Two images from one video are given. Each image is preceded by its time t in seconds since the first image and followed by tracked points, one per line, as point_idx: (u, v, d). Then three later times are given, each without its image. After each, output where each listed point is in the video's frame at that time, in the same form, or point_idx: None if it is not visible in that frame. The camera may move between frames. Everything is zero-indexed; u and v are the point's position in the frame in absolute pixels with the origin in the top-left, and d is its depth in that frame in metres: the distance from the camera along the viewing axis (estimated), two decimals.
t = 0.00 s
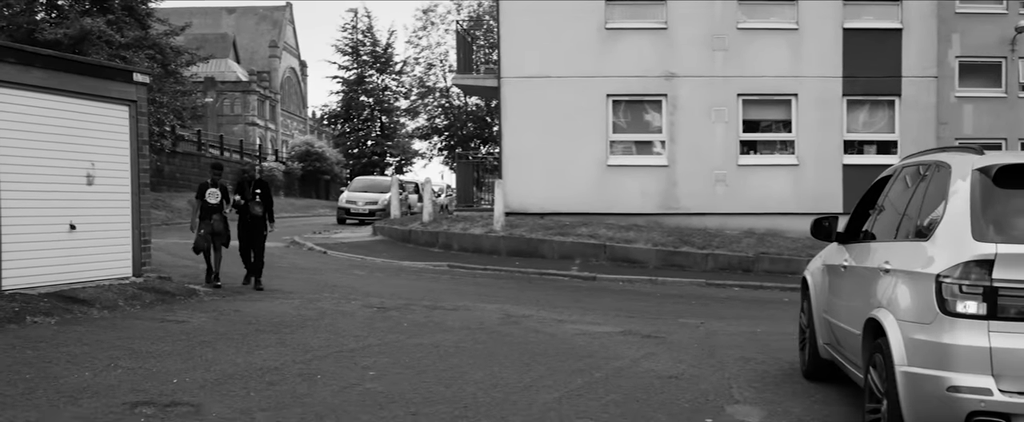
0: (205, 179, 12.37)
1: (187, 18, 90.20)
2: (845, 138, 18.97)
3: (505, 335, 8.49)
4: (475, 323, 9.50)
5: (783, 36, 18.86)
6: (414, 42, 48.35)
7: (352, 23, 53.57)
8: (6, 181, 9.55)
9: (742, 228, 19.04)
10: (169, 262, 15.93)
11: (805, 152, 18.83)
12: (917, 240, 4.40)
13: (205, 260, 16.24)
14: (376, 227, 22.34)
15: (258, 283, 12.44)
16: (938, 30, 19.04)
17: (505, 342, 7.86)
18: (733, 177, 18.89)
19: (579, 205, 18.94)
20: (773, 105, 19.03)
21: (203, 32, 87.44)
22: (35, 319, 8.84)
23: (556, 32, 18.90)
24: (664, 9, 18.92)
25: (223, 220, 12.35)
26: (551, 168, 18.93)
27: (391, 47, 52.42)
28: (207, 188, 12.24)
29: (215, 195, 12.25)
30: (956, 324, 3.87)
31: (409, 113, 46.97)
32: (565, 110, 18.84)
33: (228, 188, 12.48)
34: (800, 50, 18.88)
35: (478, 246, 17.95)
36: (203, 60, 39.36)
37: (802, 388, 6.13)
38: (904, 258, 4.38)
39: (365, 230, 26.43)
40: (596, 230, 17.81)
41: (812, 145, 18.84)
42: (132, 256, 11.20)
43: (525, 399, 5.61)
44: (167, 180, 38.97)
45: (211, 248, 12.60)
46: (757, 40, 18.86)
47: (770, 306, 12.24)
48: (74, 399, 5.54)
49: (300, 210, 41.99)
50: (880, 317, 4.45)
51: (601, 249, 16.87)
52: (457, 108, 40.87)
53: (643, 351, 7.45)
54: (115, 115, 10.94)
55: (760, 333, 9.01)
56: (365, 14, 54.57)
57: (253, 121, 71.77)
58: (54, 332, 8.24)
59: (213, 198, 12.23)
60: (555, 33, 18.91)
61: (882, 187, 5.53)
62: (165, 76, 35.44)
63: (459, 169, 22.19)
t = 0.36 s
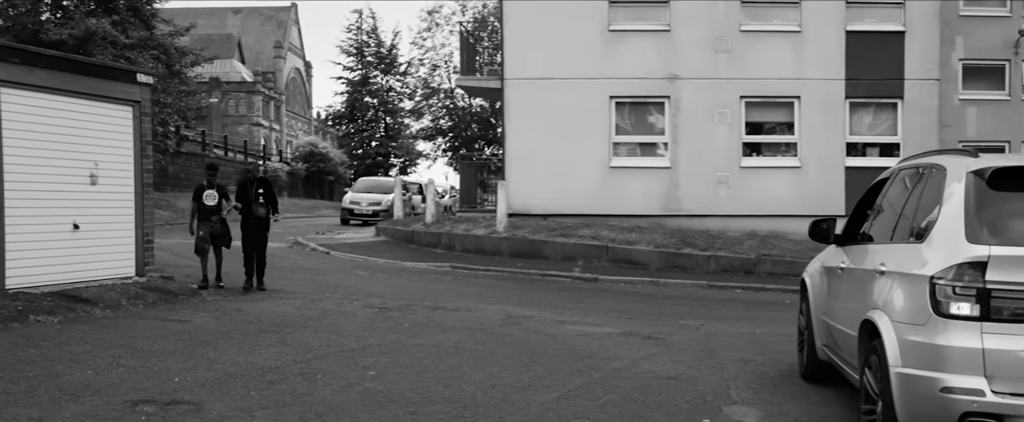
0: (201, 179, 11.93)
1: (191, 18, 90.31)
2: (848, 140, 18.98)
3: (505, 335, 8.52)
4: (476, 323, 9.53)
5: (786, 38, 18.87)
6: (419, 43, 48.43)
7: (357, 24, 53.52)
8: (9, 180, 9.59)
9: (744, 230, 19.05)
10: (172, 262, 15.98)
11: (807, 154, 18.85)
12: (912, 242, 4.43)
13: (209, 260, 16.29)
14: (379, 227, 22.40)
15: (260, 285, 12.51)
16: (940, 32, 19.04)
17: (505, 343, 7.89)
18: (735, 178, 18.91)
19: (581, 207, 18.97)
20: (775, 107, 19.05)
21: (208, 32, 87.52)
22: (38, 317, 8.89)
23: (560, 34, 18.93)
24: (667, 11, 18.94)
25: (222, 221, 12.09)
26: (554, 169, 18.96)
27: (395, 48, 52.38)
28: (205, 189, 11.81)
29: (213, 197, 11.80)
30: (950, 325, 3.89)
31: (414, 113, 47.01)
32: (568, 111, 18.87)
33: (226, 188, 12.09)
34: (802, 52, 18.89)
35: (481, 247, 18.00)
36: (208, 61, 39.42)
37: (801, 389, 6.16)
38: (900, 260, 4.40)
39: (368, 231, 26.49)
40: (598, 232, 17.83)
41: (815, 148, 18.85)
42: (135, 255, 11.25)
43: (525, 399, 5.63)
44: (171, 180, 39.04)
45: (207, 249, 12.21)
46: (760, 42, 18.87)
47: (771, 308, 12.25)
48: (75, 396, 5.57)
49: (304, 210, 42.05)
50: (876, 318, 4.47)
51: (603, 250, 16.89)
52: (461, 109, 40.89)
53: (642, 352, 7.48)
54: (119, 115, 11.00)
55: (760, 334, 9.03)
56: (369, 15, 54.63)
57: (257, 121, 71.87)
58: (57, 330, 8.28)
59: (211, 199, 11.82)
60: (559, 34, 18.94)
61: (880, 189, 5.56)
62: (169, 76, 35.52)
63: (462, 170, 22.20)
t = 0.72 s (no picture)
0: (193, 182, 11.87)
1: (192, 21, 90.45)
2: (847, 143, 19.01)
3: (503, 337, 8.54)
4: (473, 325, 9.56)
5: (785, 42, 18.91)
6: (420, 46, 48.50)
7: (358, 27, 53.69)
8: (9, 182, 9.61)
9: (743, 233, 19.08)
10: (170, 264, 15.99)
11: (806, 157, 18.88)
12: (903, 243, 4.46)
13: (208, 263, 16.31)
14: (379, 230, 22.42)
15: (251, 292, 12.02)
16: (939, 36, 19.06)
17: (502, 344, 7.92)
18: (734, 182, 18.94)
19: (580, 210, 18.99)
20: (774, 111, 19.10)
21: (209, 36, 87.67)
22: (36, 318, 8.91)
23: (559, 37, 18.96)
24: (666, 14, 18.96)
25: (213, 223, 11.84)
26: (553, 172, 18.99)
27: (395, 51, 52.52)
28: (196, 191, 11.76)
29: (204, 198, 11.78)
30: (938, 326, 3.92)
31: (414, 117, 47.10)
32: (568, 114, 18.90)
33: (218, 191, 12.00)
34: (801, 56, 18.93)
35: (480, 249, 18.02)
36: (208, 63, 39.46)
37: (795, 390, 6.19)
38: (891, 261, 4.43)
39: (368, 233, 26.51)
40: (597, 234, 17.85)
41: (814, 151, 18.88)
42: (134, 257, 11.27)
43: (520, 400, 5.66)
44: (171, 183, 39.05)
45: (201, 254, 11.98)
46: (759, 45, 18.92)
47: (769, 311, 12.28)
48: (73, 396, 5.60)
49: (304, 213, 42.07)
50: (867, 319, 4.51)
51: (602, 253, 16.91)
52: (461, 112, 40.93)
53: (638, 354, 7.50)
54: (118, 118, 11.02)
55: (757, 337, 9.06)
56: (370, 18, 54.76)
57: (258, 124, 71.93)
58: (56, 331, 8.31)
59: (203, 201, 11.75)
60: (558, 37, 18.97)
61: (873, 191, 5.59)
62: (169, 79, 35.53)
63: (462, 172, 22.24)
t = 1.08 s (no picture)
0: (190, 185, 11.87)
1: (191, 25, 90.49)
2: (844, 144, 19.05)
3: (498, 339, 8.56)
4: (469, 327, 9.58)
5: (782, 42, 18.94)
6: (419, 48, 48.53)
7: (356, 29, 53.72)
8: (6, 186, 9.63)
9: (740, 234, 19.10)
10: (167, 267, 16.00)
11: (803, 158, 18.91)
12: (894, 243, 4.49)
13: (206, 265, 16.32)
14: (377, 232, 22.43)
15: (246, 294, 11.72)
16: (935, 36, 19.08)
17: (498, 346, 7.93)
18: (731, 182, 18.96)
19: (578, 211, 19.01)
20: (771, 112, 19.12)
21: (207, 38, 87.71)
22: (33, 321, 8.92)
23: (556, 38, 18.99)
24: (663, 15, 18.99)
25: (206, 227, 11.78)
26: (550, 174, 19.01)
27: (394, 53, 52.55)
28: (192, 193, 11.72)
29: (199, 201, 11.68)
30: (927, 325, 3.94)
31: (413, 119, 47.12)
32: (566, 115, 18.92)
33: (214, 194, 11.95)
34: (798, 56, 18.95)
35: (477, 251, 18.04)
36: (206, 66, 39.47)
37: (789, 390, 6.20)
38: (882, 261, 4.46)
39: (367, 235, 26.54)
40: (594, 236, 17.87)
41: (811, 151, 18.92)
42: (131, 260, 11.28)
43: (513, 401, 5.67)
44: (170, 185, 39.04)
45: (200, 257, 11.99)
46: (755, 47, 18.95)
47: (766, 312, 12.30)
48: (68, 398, 5.62)
49: (303, 215, 42.09)
50: (857, 318, 4.53)
51: (599, 254, 16.92)
52: (460, 114, 40.91)
53: (633, 355, 7.52)
54: (116, 121, 11.04)
55: (752, 337, 9.07)
56: (368, 21, 54.78)
57: (257, 127, 71.93)
58: (52, 334, 8.34)
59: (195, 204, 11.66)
60: (555, 39, 18.99)
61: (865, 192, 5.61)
62: (167, 82, 35.53)
63: (461, 175, 22.22)
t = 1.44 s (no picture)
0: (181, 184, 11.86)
1: (189, 25, 90.43)
2: (840, 139, 19.08)
3: (495, 336, 8.59)
4: (467, 324, 9.61)
5: (778, 38, 18.96)
6: (417, 47, 48.55)
7: (354, 28, 53.71)
8: (4, 188, 9.67)
9: (738, 229, 19.13)
10: (166, 267, 16.01)
11: (801, 153, 18.93)
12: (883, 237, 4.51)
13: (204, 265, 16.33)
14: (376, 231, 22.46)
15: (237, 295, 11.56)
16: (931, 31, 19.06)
17: (494, 343, 7.96)
18: (729, 178, 18.99)
19: (576, 208, 19.03)
20: (768, 107, 19.14)
21: (206, 39, 87.67)
22: (30, 322, 8.95)
23: (552, 36, 19.00)
24: (659, 12, 19.01)
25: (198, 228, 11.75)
26: (548, 171, 19.02)
27: (392, 52, 52.56)
28: (183, 193, 11.69)
29: (189, 201, 11.66)
30: (914, 319, 3.97)
31: (412, 117, 47.15)
32: (563, 112, 18.94)
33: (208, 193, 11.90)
34: (794, 52, 18.97)
35: (475, 249, 18.07)
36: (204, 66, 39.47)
37: (783, 385, 6.23)
38: (871, 255, 4.49)
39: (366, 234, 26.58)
40: (592, 233, 17.90)
41: (808, 147, 18.95)
42: (129, 261, 11.31)
43: (508, 397, 5.70)
44: (169, 186, 39.06)
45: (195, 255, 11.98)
46: (751, 42, 18.96)
47: (763, 307, 12.33)
48: (65, 398, 5.64)
49: (303, 214, 42.12)
50: (847, 313, 4.56)
51: (597, 251, 16.95)
52: (459, 112, 40.91)
53: (629, 351, 7.55)
54: (112, 123, 11.06)
55: (749, 333, 9.09)
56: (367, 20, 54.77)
57: (257, 126, 71.94)
58: (50, 335, 8.36)
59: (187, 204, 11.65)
60: (551, 37, 19.01)
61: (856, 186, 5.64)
62: (165, 83, 35.54)
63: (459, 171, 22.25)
